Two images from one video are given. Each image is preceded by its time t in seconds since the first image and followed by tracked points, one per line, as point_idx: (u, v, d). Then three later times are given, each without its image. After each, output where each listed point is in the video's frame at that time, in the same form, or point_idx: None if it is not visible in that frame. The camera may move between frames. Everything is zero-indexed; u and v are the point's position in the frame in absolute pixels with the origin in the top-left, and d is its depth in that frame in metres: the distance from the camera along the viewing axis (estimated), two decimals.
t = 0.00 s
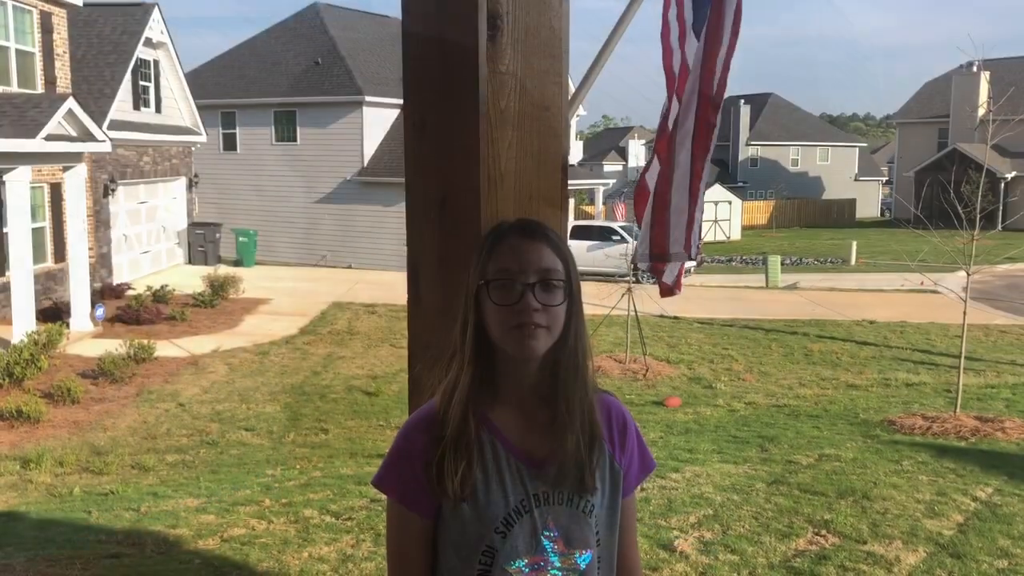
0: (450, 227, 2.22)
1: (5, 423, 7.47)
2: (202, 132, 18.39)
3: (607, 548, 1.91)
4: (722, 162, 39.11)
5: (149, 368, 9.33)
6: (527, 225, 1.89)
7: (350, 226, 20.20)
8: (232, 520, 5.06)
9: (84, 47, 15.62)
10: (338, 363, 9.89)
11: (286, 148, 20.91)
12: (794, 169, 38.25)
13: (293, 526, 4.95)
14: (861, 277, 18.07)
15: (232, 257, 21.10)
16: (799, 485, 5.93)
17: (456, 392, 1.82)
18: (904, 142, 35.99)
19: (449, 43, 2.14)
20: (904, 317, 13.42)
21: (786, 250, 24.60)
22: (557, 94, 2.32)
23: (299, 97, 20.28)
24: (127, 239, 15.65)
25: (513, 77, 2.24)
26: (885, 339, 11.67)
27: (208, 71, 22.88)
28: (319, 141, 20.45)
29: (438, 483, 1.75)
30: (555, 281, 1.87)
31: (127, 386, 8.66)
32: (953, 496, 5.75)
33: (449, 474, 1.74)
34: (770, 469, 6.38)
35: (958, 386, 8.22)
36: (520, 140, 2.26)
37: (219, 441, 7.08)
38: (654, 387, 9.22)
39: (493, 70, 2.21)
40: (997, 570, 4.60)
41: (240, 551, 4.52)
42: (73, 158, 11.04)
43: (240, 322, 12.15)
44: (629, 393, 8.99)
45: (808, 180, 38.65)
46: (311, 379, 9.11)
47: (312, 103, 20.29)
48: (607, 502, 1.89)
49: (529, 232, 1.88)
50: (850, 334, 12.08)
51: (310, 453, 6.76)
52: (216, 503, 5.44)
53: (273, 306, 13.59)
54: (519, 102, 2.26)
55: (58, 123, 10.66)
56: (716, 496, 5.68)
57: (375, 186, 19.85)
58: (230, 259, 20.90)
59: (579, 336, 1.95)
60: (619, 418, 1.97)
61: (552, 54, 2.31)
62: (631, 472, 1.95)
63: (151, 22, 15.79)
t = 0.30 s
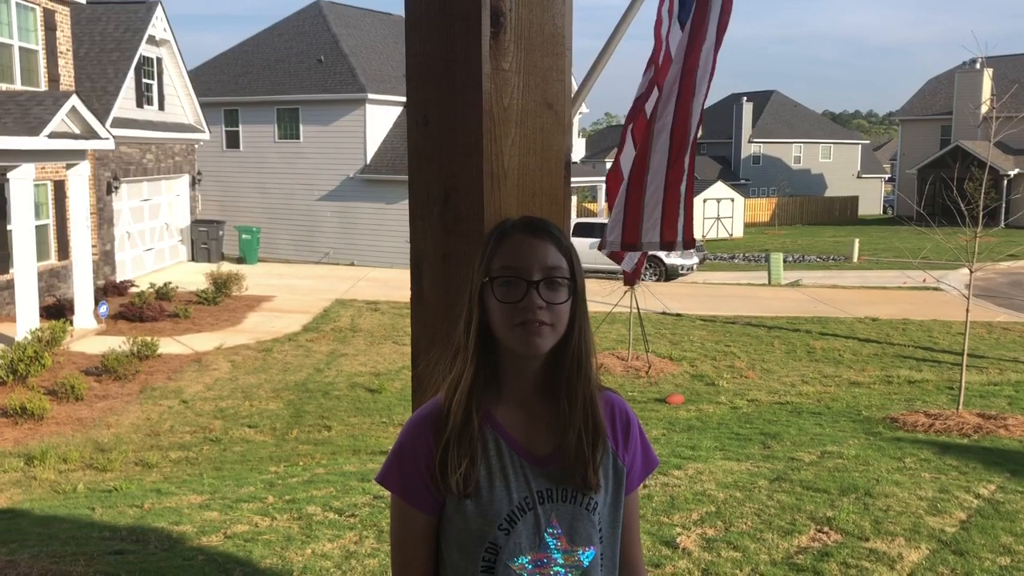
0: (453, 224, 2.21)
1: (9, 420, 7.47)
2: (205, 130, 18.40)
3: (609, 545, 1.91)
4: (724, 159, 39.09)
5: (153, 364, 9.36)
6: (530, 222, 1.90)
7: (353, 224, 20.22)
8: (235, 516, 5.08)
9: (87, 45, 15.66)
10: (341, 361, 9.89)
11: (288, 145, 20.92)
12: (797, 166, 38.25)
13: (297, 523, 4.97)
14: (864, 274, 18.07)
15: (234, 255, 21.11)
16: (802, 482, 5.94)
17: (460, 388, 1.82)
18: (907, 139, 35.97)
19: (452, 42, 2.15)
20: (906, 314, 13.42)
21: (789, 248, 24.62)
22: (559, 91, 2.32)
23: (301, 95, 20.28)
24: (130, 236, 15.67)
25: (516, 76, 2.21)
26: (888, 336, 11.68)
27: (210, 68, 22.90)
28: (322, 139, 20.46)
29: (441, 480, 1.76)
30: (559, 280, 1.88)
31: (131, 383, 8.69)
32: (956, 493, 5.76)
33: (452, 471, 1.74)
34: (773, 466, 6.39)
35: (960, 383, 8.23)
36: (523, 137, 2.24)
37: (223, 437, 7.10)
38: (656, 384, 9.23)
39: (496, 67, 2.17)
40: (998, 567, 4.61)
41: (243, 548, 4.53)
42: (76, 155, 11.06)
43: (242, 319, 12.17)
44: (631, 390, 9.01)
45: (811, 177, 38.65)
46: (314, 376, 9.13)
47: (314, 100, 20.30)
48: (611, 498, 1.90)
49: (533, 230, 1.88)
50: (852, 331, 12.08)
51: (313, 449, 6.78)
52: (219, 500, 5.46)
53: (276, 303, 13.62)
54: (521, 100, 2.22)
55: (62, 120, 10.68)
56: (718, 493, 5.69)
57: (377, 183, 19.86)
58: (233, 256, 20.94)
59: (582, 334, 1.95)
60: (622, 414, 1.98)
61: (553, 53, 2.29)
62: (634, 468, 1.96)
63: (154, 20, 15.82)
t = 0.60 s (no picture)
0: (455, 223, 2.21)
1: (12, 419, 7.48)
2: (208, 129, 18.40)
3: (613, 545, 1.90)
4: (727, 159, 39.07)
5: (156, 364, 9.36)
6: (535, 222, 1.89)
7: (355, 223, 20.22)
8: (238, 516, 5.08)
9: (90, 44, 15.68)
10: (343, 360, 9.89)
11: (291, 145, 20.92)
12: (800, 165, 38.23)
13: (299, 522, 4.96)
14: (867, 273, 18.05)
15: (237, 254, 21.13)
16: (805, 482, 5.93)
17: (464, 388, 1.81)
18: (910, 139, 35.96)
19: (455, 41, 2.15)
20: (909, 314, 13.40)
21: (791, 247, 24.60)
22: (561, 91, 2.31)
23: (304, 94, 20.28)
24: (133, 236, 15.68)
25: (518, 76, 2.20)
26: (891, 336, 11.67)
27: (214, 68, 22.91)
28: (324, 138, 20.46)
29: (445, 480, 1.75)
30: (563, 279, 1.87)
31: (133, 382, 8.70)
32: (960, 493, 5.75)
33: (456, 470, 1.73)
34: (776, 465, 6.38)
35: (964, 383, 8.22)
36: (526, 137, 2.23)
37: (226, 436, 7.10)
38: (659, 383, 9.23)
39: (500, 67, 2.16)
40: (1003, 566, 4.62)
41: (245, 547, 4.52)
42: (79, 155, 11.07)
43: (245, 319, 12.18)
44: (634, 390, 9.00)
45: (814, 176, 38.61)
46: (317, 375, 9.13)
47: (317, 100, 20.30)
48: (614, 498, 1.89)
49: (537, 229, 1.88)
50: (855, 331, 12.07)
51: (315, 449, 6.78)
52: (222, 499, 5.46)
53: (279, 302, 13.62)
54: (524, 100, 2.22)
55: (65, 120, 10.69)
56: (721, 493, 5.68)
57: (379, 183, 19.85)
58: (236, 255, 20.94)
59: (584, 334, 1.95)
60: (624, 414, 1.98)
61: (557, 52, 2.29)
62: (637, 468, 1.95)
63: (158, 19, 15.83)
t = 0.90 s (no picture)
0: (457, 224, 2.19)
1: (14, 420, 7.49)
2: (211, 130, 18.41)
3: (616, 546, 1.89)
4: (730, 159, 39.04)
5: (158, 365, 9.36)
6: (539, 221, 1.88)
7: (357, 224, 20.22)
8: (240, 517, 5.07)
9: (93, 45, 15.70)
10: (346, 361, 9.89)
11: (294, 146, 20.93)
12: (803, 165, 38.18)
13: (301, 524, 4.95)
14: (870, 274, 18.02)
15: (240, 255, 21.15)
16: (808, 483, 5.91)
17: (466, 389, 1.80)
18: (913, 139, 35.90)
19: (457, 40, 2.14)
20: (913, 314, 13.37)
21: (795, 247, 24.57)
22: (563, 91, 2.30)
23: (306, 95, 20.29)
24: (136, 237, 15.69)
25: (520, 75, 2.19)
26: (894, 336, 11.64)
27: (216, 69, 22.93)
28: (327, 139, 20.47)
29: (448, 480, 1.74)
30: (567, 279, 1.86)
31: (135, 383, 8.69)
32: (964, 494, 5.72)
33: (459, 470, 1.72)
34: (779, 467, 6.36)
35: (968, 383, 8.20)
36: (527, 136, 2.22)
37: (228, 438, 7.09)
38: (662, 384, 9.21)
39: (502, 66, 2.15)
40: (1007, 568, 4.59)
41: (247, 549, 4.51)
42: (81, 156, 11.08)
43: (247, 320, 12.17)
44: (638, 390, 8.98)
45: (817, 177, 38.55)
46: (319, 376, 9.12)
47: (320, 101, 20.30)
48: (618, 501, 1.88)
49: (540, 229, 1.87)
50: (858, 331, 12.04)
51: (318, 450, 6.77)
52: (224, 500, 5.45)
53: (281, 303, 13.62)
54: (525, 100, 2.20)
55: (68, 121, 10.71)
56: (724, 494, 5.66)
57: (381, 183, 19.85)
58: (238, 256, 20.94)
59: (587, 334, 1.93)
60: (629, 416, 1.96)
61: (559, 52, 2.28)
62: (641, 470, 1.94)
63: (160, 20, 15.85)
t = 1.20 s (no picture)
0: (462, 222, 2.19)
1: (19, 422, 7.50)
2: (214, 132, 18.44)
3: (623, 545, 1.88)
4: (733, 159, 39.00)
5: (163, 367, 9.37)
6: (544, 220, 1.87)
7: (360, 226, 20.24)
8: (246, 518, 5.06)
9: (96, 48, 15.73)
10: (350, 362, 9.88)
11: (297, 148, 20.95)
12: (807, 165, 38.12)
13: (307, 524, 4.94)
14: (875, 273, 17.98)
15: (243, 257, 21.18)
16: (815, 482, 5.89)
17: (472, 388, 1.79)
18: (918, 138, 35.83)
19: (462, 38, 2.13)
20: (918, 313, 13.33)
21: (799, 247, 24.51)
22: (569, 89, 2.28)
23: (310, 97, 20.31)
24: (140, 239, 15.72)
25: (526, 72, 2.18)
26: (900, 336, 11.61)
27: (219, 71, 22.97)
28: (330, 141, 20.49)
29: (453, 479, 1.73)
30: (573, 278, 1.85)
31: (141, 385, 8.70)
32: (971, 493, 5.70)
33: (464, 469, 1.71)
34: (785, 466, 6.34)
35: (974, 382, 8.17)
36: (533, 134, 2.20)
37: (233, 439, 7.09)
38: (667, 384, 9.19)
39: (507, 63, 2.14)
40: (1014, 567, 4.57)
41: (253, 550, 4.51)
42: (85, 158, 11.09)
43: (252, 321, 12.18)
44: (643, 390, 8.97)
45: (821, 177, 38.47)
46: (324, 377, 9.12)
47: (323, 103, 20.32)
48: (625, 500, 1.87)
49: (546, 227, 1.85)
50: (863, 331, 12.00)
51: (323, 451, 6.76)
52: (230, 502, 5.45)
53: (285, 305, 13.63)
54: (531, 97, 2.19)
55: (72, 123, 10.72)
56: (730, 493, 5.64)
57: (385, 185, 19.87)
58: (242, 259, 20.97)
59: (594, 334, 1.92)
60: (636, 415, 1.95)
61: (564, 48, 2.26)
62: (648, 469, 1.93)
63: (163, 23, 15.88)
